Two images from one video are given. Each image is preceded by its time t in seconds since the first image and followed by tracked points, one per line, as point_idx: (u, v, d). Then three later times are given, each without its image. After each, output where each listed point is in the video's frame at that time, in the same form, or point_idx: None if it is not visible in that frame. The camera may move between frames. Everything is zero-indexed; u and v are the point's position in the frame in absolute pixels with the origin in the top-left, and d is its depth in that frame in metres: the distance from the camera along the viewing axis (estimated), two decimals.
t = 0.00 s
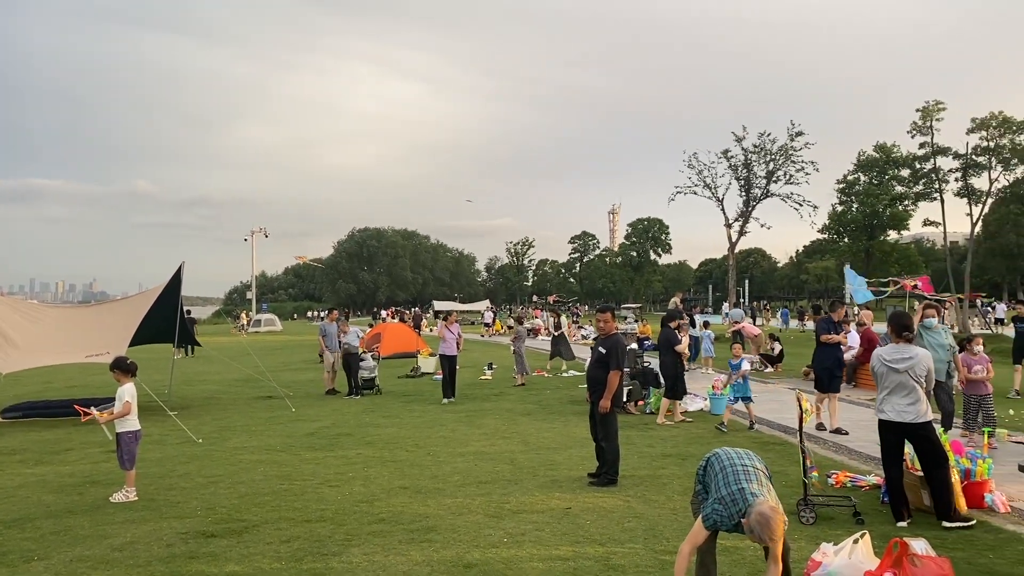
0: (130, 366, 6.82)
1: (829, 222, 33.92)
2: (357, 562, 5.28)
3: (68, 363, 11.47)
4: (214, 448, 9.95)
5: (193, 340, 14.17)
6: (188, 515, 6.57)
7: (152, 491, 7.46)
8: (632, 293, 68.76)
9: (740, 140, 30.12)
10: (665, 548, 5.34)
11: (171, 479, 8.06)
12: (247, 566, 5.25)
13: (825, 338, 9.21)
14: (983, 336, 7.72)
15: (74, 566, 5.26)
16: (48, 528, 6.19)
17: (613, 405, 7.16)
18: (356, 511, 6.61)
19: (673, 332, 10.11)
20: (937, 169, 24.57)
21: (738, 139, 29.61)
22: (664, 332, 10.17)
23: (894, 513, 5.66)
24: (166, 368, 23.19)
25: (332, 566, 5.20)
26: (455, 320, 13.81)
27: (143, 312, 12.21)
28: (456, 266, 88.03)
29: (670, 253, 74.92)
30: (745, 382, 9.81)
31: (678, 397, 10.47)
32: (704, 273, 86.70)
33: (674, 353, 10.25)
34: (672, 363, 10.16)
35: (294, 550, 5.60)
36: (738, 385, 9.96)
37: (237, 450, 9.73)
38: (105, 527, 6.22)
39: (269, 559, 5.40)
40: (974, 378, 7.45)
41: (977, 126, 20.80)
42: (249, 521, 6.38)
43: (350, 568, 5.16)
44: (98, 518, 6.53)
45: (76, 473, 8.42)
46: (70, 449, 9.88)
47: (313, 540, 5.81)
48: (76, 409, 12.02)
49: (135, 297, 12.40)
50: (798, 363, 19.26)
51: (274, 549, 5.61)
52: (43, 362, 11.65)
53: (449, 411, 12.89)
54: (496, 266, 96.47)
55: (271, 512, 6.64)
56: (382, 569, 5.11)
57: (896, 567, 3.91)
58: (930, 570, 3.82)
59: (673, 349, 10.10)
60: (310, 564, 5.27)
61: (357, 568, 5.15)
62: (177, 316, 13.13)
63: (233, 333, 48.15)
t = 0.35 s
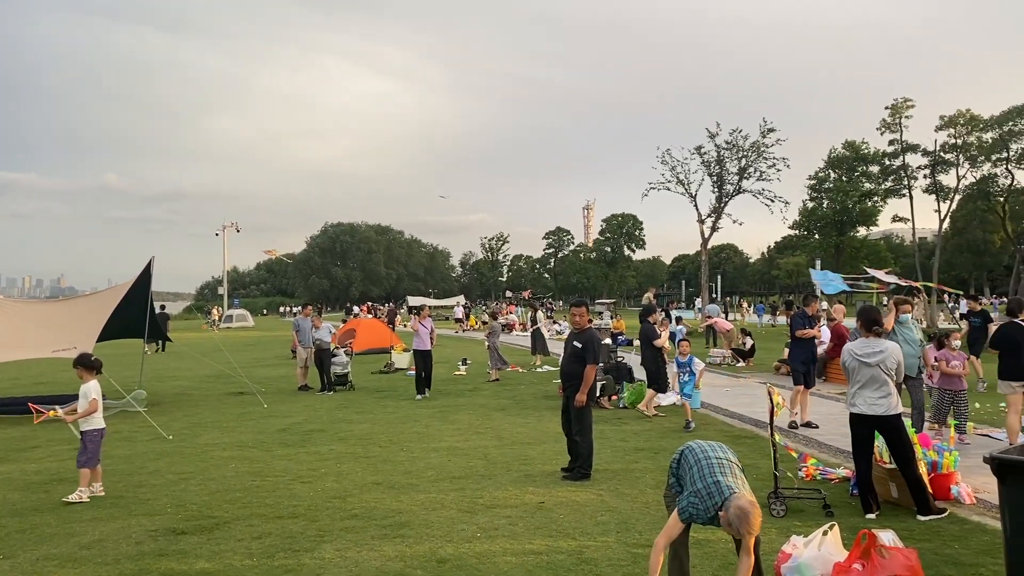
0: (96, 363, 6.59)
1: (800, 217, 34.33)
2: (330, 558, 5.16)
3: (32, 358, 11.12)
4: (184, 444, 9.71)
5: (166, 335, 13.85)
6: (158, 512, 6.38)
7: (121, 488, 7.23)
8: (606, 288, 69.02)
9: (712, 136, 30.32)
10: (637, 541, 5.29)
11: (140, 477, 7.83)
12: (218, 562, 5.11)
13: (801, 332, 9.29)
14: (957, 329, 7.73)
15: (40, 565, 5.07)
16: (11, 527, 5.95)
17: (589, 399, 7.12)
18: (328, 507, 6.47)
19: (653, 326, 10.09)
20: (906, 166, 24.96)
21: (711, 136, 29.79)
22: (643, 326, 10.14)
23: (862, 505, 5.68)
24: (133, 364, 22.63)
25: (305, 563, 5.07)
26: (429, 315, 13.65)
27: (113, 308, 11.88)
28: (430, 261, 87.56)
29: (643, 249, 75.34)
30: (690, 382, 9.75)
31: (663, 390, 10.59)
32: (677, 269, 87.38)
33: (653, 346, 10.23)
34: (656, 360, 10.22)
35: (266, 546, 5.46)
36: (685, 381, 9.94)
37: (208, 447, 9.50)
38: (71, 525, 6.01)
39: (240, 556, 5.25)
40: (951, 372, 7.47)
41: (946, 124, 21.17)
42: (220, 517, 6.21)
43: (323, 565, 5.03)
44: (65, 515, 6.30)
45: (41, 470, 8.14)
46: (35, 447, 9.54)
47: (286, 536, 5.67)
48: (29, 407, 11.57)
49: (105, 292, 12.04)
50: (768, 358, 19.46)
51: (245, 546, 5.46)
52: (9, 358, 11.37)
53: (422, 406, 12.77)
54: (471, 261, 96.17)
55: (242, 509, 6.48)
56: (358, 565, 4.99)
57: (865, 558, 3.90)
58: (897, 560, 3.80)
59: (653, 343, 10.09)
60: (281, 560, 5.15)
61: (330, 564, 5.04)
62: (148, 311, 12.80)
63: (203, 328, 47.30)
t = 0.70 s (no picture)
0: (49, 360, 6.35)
1: (773, 212, 34.69)
2: (303, 553, 5.05)
3: None
4: (155, 439, 9.47)
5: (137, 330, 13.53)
6: (128, 508, 6.20)
7: (91, 485, 7.02)
8: (582, 282, 69.22)
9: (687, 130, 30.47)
10: (611, 533, 5.25)
11: (110, 472, 7.61)
12: (190, 558, 4.98)
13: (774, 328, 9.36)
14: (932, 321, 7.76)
15: (6, 563, 4.88)
16: None
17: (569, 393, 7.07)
18: (302, 502, 6.35)
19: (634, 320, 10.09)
20: (877, 162, 25.33)
21: (686, 130, 29.93)
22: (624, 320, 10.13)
23: (834, 496, 5.70)
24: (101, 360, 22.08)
25: (278, 558, 4.96)
26: (406, 309, 13.47)
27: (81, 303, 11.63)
28: (406, 256, 87.04)
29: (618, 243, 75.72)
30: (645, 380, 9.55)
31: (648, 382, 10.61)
32: (652, 263, 87.98)
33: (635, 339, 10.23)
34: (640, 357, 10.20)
35: (238, 541, 5.32)
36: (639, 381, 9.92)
37: (179, 442, 9.28)
38: (38, 522, 5.80)
39: (212, 551, 5.12)
40: (927, 364, 7.52)
41: (916, 120, 21.50)
42: (192, 513, 6.05)
43: (296, 560, 4.92)
44: (32, 513, 6.09)
45: (6, 467, 7.86)
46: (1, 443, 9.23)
47: (258, 531, 5.54)
48: None
49: (72, 287, 11.74)
50: (741, 351, 19.64)
51: (217, 542, 5.33)
52: None
53: (397, 400, 12.64)
54: (446, 255, 95.77)
55: (214, 504, 6.32)
56: (333, 560, 4.89)
57: (835, 547, 3.91)
58: (867, 550, 3.81)
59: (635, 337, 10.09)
60: (254, 555, 5.03)
61: (304, 559, 4.94)
62: (118, 305, 12.53)
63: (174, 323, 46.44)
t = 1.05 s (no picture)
0: None
1: (746, 205, 35.02)
2: (278, 547, 4.95)
3: None
4: (128, 434, 9.25)
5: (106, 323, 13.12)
6: (98, 504, 6.04)
7: (60, 480, 6.83)
8: (557, 276, 69.33)
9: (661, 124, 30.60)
10: (586, 524, 5.23)
11: (79, 467, 7.40)
12: (162, 553, 4.86)
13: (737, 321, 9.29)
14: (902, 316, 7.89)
15: None
16: None
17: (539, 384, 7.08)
18: (276, 496, 6.24)
19: (623, 312, 10.01)
20: (848, 156, 25.68)
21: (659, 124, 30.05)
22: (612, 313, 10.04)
23: (806, 485, 5.74)
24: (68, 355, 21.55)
25: (252, 552, 4.86)
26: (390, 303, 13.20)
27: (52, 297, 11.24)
28: (381, 249, 86.39)
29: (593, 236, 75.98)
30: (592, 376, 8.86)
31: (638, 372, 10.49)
32: (627, 257, 88.48)
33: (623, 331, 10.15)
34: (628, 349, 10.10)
35: (212, 536, 5.21)
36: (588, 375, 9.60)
37: (152, 436, 9.07)
38: (4, 519, 5.62)
39: (185, 546, 5.00)
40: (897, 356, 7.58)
41: (886, 114, 21.79)
42: (164, 507, 5.91)
43: (270, 555, 4.82)
44: None
45: None
46: None
47: (232, 526, 5.43)
48: None
49: (42, 279, 11.33)
50: (715, 343, 19.82)
51: (190, 536, 5.21)
52: None
53: (372, 394, 12.52)
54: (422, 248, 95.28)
55: (187, 498, 6.18)
56: (307, 554, 4.80)
57: (807, 536, 3.93)
58: (839, 540, 3.86)
59: (625, 328, 10.00)
60: (227, 550, 4.92)
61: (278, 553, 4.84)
62: (89, 298, 12.16)
63: (146, 317, 45.63)
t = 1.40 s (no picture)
0: None
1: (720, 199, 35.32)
2: (252, 542, 4.85)
3: None
4: (98, 429, 9.03)
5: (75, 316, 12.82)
6: (67, 500, 5.87)
7: (27, 477, 6.62)
8: (533, 269, 69.26)
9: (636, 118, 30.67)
10: (561, 515, 5.20)
11: (47, 464, 7.19)
12: (133, 549, 4.73)
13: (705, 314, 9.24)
14: (873, 309, 7.98)
15: None
16: None
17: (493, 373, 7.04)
18: (249, 491, 6.12)
19: (608, 304, 10.03)
20: (820, 150, 25.95)
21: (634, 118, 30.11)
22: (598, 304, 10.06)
23: (777, 476, 5.76)
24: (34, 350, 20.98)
25: (225, 547, 4.75)
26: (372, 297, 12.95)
27: (21, 290, 10.91)
28: (356, 243, 85.64)
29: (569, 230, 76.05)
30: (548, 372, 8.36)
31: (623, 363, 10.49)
32: (602, 250, 88.72)
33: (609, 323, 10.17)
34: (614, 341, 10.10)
35: (185, 531, 5.09)
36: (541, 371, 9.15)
37: (122, 432, 8.85)
38: None
39: (157, 542, 4.88)
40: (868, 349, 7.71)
41: (858, 109, 22.06)
42: (135, 503, 5.77)
43: (242, 550, 4.71)
44: None
45: None
46: None
47: (204, 521, 5.30)
48: None
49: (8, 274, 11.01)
50: (689, 336, 19.95)
51: (161, 532, 5.08)
52: None
53: (347, 388, 12.38)
54: (398, 242, 94.67)
55: (159, 493, 6.04)
56: (282, 549, 4.71)
57: (779, 526, 3.97)
58: (809, 528, 3.83)
59: (610, 320, 10.01)
60: (200, 545, 4.81)
61: (251, 548, 4.74)
62: (59, 292, 11.82)
63: (115, 311, 44.65)
